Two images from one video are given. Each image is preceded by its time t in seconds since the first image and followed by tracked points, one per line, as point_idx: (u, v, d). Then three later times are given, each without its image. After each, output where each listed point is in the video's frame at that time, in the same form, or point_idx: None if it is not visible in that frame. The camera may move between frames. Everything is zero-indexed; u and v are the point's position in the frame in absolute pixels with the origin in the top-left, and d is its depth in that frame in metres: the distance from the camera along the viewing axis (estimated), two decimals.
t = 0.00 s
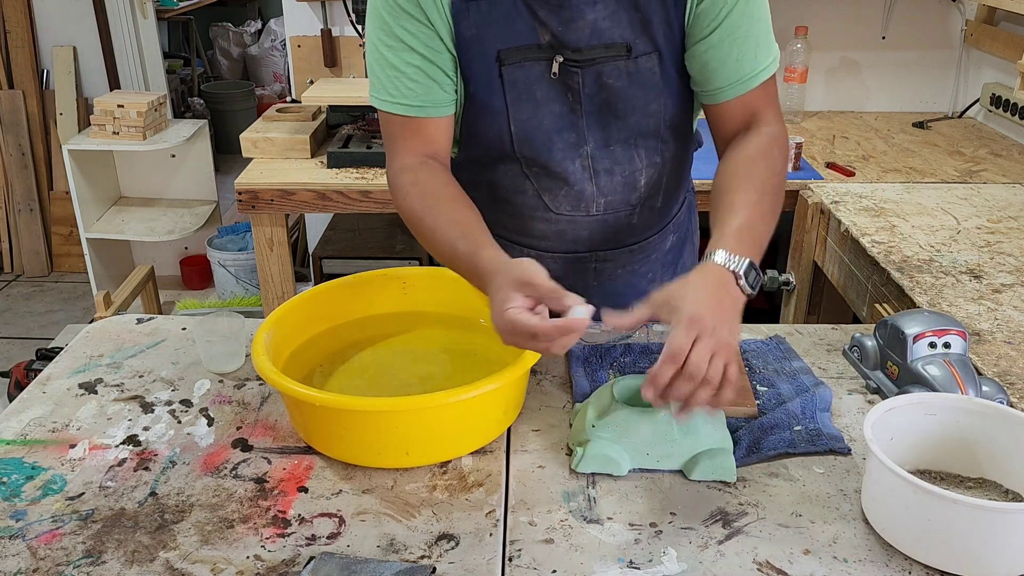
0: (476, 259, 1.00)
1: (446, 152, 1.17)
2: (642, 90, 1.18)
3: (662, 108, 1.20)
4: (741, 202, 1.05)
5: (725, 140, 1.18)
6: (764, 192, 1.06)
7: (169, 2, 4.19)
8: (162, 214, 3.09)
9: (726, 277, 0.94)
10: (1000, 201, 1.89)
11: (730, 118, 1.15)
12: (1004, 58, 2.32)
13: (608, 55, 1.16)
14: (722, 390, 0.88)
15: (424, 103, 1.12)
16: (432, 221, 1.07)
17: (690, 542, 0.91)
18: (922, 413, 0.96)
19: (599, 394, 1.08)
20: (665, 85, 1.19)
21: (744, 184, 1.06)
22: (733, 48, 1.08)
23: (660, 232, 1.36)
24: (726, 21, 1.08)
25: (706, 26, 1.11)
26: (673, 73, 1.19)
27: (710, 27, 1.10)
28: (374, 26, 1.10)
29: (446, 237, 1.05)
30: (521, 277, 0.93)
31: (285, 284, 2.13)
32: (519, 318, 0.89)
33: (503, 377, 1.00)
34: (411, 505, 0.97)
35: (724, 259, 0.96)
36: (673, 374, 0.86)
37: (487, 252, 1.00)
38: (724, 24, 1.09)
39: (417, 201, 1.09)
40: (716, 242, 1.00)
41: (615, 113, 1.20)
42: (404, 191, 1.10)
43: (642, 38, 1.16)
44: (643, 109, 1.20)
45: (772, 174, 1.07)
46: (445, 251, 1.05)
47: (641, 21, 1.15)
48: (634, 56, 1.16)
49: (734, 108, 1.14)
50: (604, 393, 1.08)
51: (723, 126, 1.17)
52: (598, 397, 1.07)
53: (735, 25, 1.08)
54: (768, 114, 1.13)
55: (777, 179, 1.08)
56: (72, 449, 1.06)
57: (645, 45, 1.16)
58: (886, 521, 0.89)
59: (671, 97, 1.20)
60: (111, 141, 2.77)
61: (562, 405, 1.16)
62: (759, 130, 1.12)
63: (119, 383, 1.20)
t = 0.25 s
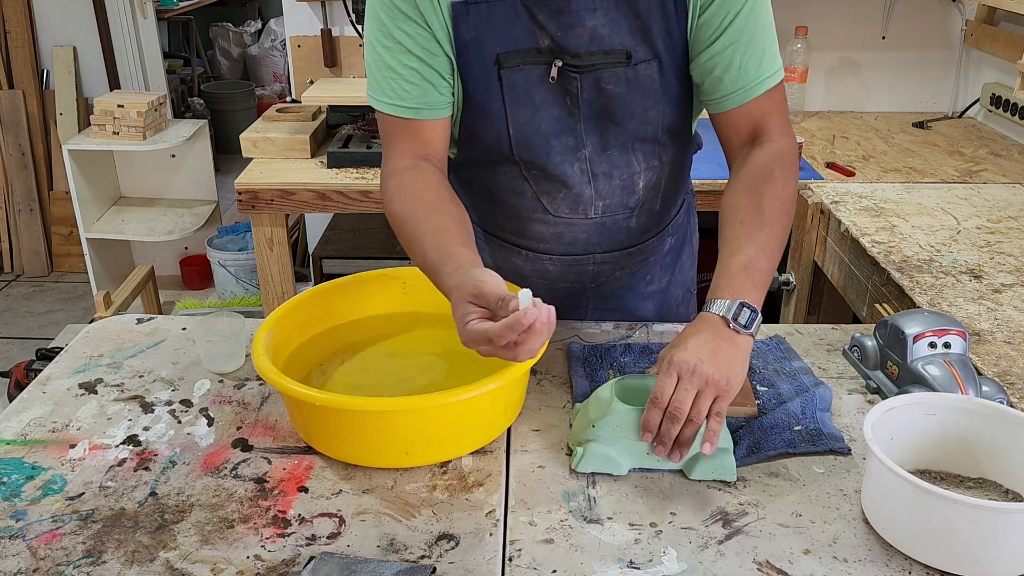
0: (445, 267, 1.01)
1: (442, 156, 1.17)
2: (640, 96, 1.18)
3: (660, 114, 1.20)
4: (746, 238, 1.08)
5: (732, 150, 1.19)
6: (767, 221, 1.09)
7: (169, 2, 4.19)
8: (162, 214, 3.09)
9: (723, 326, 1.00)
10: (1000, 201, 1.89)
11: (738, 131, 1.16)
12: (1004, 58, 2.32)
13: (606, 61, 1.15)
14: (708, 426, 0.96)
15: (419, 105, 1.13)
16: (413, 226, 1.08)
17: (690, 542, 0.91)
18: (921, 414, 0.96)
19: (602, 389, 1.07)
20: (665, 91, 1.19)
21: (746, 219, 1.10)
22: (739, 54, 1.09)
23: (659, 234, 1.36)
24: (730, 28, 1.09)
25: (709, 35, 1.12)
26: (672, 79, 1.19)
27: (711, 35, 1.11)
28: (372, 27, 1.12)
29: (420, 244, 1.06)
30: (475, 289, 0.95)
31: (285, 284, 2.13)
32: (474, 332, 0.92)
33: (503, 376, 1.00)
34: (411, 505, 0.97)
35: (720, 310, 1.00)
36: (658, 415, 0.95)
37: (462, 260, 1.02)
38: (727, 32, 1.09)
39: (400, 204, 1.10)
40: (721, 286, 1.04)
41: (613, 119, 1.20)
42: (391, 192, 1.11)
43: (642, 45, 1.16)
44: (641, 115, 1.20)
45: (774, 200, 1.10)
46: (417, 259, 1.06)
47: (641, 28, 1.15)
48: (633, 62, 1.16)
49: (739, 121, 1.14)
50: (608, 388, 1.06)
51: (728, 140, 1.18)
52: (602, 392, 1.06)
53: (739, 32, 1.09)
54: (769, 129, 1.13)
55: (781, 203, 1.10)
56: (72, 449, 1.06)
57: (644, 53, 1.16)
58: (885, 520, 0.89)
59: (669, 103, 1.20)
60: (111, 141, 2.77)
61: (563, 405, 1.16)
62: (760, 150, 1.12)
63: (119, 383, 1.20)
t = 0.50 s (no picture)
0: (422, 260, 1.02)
1: (436, 158, 1.17)
2: (641, 97, 1.18)
3: (660, 115, 1.20)
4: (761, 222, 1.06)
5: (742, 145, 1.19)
6: (783, 204, 1.07)
7: (169, 2, 4.19)
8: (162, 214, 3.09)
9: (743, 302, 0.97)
10: (1000, 201, 1.89)
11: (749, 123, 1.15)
12: (1004, 58, 2.32)
13: (606, 62, 1.15)
14: (727, 401, 0.93)
15: (413, 107, 1.13)
16: (398, 221, 1.08)
17: (691, 542, 0.91)
18: (922, 414, 0.96)
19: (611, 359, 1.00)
20: (665, 93, 1.19)
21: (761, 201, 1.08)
22: (747, 53, 1.08)
23: (660, 235, 1.36)
24: (736, 27, 1.09)
25: (716, 36, 1.11)
26: (673, 80, 1.19)
27: (719, 36, 1.11)
28: (368, 28, 1.12)
29: (403, 238, 1.06)
30: (435, 278, 0.97)
31: (285, 284, 2.13)
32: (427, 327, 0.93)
33: (505, 376, 1.00)
34: (411, 505, 0.97)
35: (741, 284, 0.98)
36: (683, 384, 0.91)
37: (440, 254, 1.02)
38: (734, 32, 1.09)
39: (387, 197, 1.10)
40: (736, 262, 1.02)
41: (613, 120, 1.20)
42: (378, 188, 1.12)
43: (643, 46, 1.16)
44: (641, 117, 1.20)
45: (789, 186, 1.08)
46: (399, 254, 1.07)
47: (641, 29, 1.15)
48: (634, 63, 1.16)
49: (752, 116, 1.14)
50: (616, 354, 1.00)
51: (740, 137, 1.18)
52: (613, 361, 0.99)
53: (744, 31, 1.08)
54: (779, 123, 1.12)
55: (797, 189, 1.09)
56: (72, 449, 1.06)
57: (645, 53, 1.16)
58: (885, 520, 0.89)
59: (669, 104, 1.20)
60: (111, 141, 2.77)
61: (563, 405, 1.16)
62: (774, 138, 1.12)
63: (119, 383, 1.20)
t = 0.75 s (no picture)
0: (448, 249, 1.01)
1: (440, 160, 1.18)
2: (640, 98, 1.18)
3: (660, 116, 1.20)
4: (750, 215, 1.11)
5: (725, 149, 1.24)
6: (770, 205, 1.13)
7: (169, 2, 4.19)
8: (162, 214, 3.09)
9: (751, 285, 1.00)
10: (1000, 201, 1.89)
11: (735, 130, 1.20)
12: (1004, 58, 2.32)
13: (606, 62, 1.15)
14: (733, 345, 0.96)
15: (415, 111, 1.13)
16: (410, 217, 1.08)
17: (691, 541, 0.91)
18: (922, 414, 0.96)
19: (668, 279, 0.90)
20: (666, 93, 1.20)
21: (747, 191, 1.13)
22: (739, 64, 1.12)
23: (660, 236, 1.36)
24: (731, 39, 1.12)
25: (710, 46, 1.14)
26: (673, 79, 1.19)
27: (711, 45, 1.14)
28: (368, 30, 1.11)
29: (421, 231, 1.06)
30: (493, 259, 0.92)
31: (285, 284, 2.13)
32: (484, 298, 0.88)
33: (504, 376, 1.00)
34: (411, 505, 0.97)
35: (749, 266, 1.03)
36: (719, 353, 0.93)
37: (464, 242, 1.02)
38: (729, 43, 1.12)
39: (401, 197, 1.10)
40: (733, 256, 1.08)
41: (613, 121, 1.20)
42: (390, 190, 1.12)
43: (643, 47, 1.16)
44: (641, 117, 1.20)
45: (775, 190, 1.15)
46: (420, 244, 1.07)
47: (642, 30, 1.15)
48: (634, 65, 1.16)
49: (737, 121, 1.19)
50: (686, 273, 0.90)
51: (722, 142, 1.24)
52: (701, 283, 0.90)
53: (738, 44, 1.11)
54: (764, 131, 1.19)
55: (780, 194, 1.15)
56: (72, 449, 1.06)
57: (645, 55, 1.17)
58: (886, 520, 0.89)
59: (669, 103, 1.21)
60: (111, 141, 2.77)
61: (563, 405, 1.16)
62: (760, 147, 1.18)
63: (119, 383, 1.20)
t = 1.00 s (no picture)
0: (486, 235, 1.04)
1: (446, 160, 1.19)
2: (641, 100, 1.18)
3: (660, 117, 1.21)
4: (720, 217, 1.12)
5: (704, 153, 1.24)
6: (743, 209, 1.14)
7: (169, 2, 4.19)
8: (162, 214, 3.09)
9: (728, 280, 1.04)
10: (1000, 201, 1.89)
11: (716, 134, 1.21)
12: (1004, 58, 2.32)
13: (607, 64, 1.16)
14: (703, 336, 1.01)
15: (421, 112, 1.13)
16: (432, 211, 1.10)
17: (691, 542, 0.91)
18: (922, 414, 0.96)
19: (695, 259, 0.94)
20: (666, 95, 1.20)
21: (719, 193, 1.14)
22: (730, 70, 1.13)
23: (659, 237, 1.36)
24: (725, 45, 1.13)
25: (702, 50, 1.16)
26: (673, 80, 1.19)
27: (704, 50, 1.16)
28: (370, 32, 1.11)
29: (451, 221, 1.08)
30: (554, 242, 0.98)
31: (285, 284, 2.13)
32: (544, 263, 0.93)
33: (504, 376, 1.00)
34: (411, 505, 0.97)
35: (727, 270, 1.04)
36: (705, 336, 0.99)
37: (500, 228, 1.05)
38: (722, 49, 1.14)
39: (419, 194, 1.11)
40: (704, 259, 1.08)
41: (614, 122, 1.20)
42: (403, 188, 1.13)
43: (644, 49, 1.16)
44: (642, 119, 1.20)
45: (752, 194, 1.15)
46: (452, 233, 1.08)
47: (643, 31, 1.15)
48: (635, 67, 1.17)
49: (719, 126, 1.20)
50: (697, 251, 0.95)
51: (702, 146, 1.25)
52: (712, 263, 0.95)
53: (730, 50, 1.13)
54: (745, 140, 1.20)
55: (754, 200, 1.16)
56: (72, 449, 1.06)
57: (647, 56, 1.17)
58: (886, 520, 0.89)
59: (669, 105, 1.21)
60: (111, 141, 2.77)
61: (563, 405, 1.16)
62: (738, 152, 1.19)
63: (119, 383, 1.20)
